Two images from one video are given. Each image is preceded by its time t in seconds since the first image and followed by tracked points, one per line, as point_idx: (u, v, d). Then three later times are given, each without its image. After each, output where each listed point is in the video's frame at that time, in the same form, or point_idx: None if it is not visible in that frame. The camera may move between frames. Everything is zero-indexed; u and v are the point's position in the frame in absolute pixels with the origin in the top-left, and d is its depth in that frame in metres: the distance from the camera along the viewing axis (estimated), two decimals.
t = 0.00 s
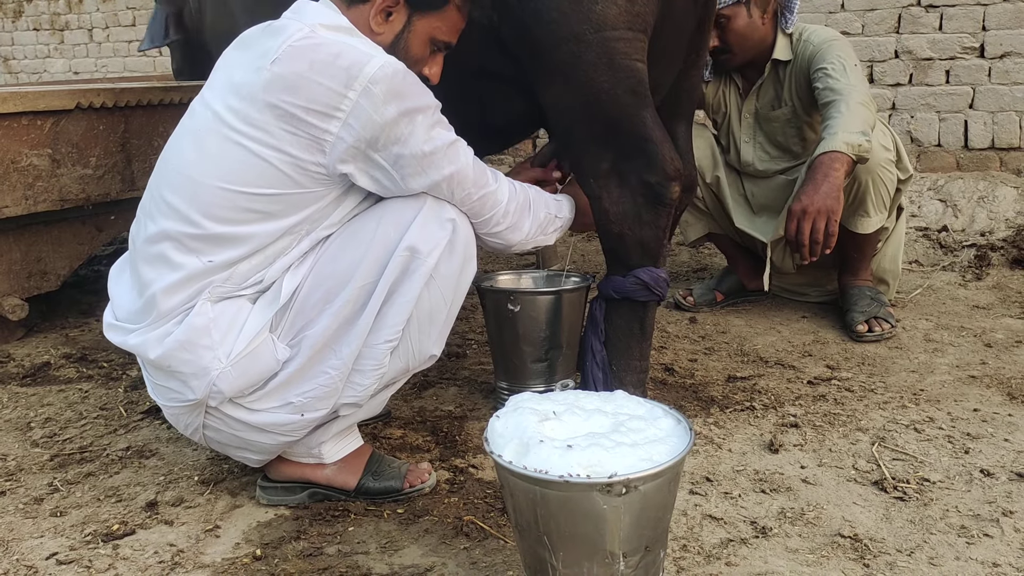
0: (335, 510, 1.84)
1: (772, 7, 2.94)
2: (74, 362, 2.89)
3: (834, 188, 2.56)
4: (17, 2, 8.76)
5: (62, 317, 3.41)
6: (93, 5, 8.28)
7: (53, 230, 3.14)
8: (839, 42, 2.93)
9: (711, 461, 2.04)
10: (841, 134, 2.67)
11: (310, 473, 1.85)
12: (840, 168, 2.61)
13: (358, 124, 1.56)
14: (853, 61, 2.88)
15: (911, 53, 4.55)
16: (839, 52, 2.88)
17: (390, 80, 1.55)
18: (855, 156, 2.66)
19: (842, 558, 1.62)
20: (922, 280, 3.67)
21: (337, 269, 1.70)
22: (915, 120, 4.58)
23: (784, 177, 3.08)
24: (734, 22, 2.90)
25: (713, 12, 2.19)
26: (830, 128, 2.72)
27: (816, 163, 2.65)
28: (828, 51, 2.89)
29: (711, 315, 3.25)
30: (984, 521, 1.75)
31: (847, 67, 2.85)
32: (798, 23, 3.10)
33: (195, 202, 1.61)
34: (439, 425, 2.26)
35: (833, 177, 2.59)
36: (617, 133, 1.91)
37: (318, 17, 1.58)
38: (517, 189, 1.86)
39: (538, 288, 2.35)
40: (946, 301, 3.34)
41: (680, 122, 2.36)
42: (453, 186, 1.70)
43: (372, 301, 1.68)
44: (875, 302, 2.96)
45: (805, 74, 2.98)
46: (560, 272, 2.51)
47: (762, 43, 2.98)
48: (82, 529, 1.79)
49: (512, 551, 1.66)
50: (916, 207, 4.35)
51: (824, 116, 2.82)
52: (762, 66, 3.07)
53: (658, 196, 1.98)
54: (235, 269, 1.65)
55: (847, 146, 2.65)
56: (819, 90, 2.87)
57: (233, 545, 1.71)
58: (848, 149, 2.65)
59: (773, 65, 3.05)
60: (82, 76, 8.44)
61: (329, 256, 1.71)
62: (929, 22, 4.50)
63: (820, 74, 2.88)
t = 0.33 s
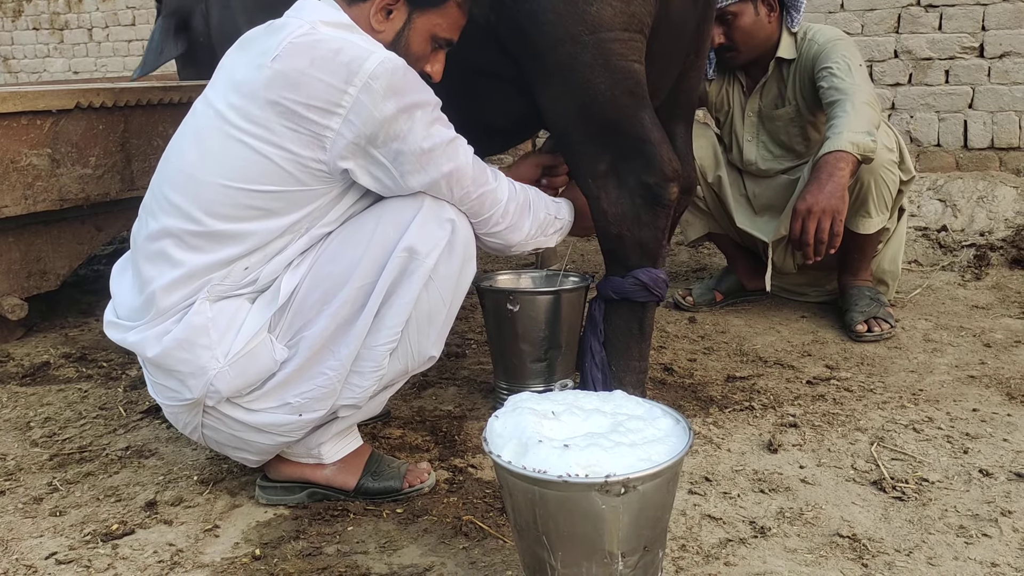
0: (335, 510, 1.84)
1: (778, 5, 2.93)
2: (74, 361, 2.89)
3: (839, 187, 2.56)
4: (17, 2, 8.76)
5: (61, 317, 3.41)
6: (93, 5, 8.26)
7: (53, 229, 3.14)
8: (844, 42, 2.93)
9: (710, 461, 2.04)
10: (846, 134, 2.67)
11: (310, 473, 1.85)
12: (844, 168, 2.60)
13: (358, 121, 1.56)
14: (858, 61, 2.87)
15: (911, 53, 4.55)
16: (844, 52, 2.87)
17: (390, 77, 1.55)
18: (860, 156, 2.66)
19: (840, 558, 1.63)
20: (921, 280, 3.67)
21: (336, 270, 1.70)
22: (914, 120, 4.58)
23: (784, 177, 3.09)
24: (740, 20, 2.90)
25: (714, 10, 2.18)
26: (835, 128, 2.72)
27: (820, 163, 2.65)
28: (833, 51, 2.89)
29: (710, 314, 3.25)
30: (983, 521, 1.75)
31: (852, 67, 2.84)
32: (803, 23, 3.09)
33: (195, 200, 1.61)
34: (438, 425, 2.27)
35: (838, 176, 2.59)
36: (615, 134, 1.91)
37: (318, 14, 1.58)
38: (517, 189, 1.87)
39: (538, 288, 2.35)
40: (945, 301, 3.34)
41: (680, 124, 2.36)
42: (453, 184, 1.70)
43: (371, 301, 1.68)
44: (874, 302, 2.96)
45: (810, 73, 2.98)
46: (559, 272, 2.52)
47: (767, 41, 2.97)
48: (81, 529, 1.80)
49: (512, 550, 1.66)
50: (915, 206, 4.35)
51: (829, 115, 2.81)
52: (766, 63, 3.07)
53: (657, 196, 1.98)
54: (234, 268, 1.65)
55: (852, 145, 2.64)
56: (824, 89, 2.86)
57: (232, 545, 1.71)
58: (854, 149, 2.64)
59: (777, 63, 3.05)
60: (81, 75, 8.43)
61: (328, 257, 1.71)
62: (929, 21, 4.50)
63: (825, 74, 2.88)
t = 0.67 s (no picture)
0: (334, 512, 1.84)
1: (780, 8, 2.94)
2: (74, 363, 2.89)
3: (840, 189, 2.56)
4: (18, 3, 8.78)
5: (61, 319, 3.41)
6: (93, 6, 8.27)
7: (53, 231, 3.14)
8: (845, 44, 2.92)
9: (710, 463, 2.04)
10: (848, 135, 2.67)
11: (310, 475, 1.85)
12: (846, 170, 2.61)
13: (357, 131, 1.56)
14: (858, 62, 2.88)
15: (910, 56, 4.56)
16: (844, 55, 2.87)
17: (391, 88, 1.55)
18: (861, 158, 2.66)
19: (840, 561, 1.63)
20: (921, 282, 3.68)
21: (338, 271, 1.70)
22: (914, 122, 4.59)
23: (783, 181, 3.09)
24: (741, 22, 2.90)
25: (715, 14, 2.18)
26: (837, 131, 2.72)
27: (822, 164, 2.65)
28: (834, 53, 2.89)
29: (710, 317, 3.26)
30: (982, 524, 1.75)
31: (853, 70, 2.84)
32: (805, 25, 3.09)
33: (196, 204, 1.61)
34: (438, 427, 2.27)
35: (839, 178, 2.59)
36: (615, 138, 1.91)
37: (319, 20, 1.58)
38: (518, 194, 1.85)
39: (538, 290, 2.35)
40: (945, 304, 3.34)
41: (682, 127, 2.36)
42: (453, 195, 1.71)
43: (374, 302, 1.69)
44: (874, 305, 2.97)
45: (809, 76, 2.98)
46: (559, 274, 2.52)
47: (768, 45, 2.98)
48: (81, 531, 1.80)
49: (511, 553, 1.66)
50: (915, 209, 4.36)
51: (830, 117, 2.81)
52: (767, 65, 3.07)
53: (657, 200, 1.98)
54: (236, 271, 1.65)
55: (854, 147, 2.64)
56: (825, 91, 2.87)
57: (232, 547, 1.71)
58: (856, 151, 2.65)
59: (778, 64, 3.05)
60: (82, 77, 8.45)
61: (330, 258, 1.72)
62: (928, 24, 4.51)
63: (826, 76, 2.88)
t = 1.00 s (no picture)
0: (332, 526, 1.84)
1: (778, 24, 2.94)
2: (74, 376, 2.90)
3: (834, 206, 2.57)
4: (20, 17, 8.84)
5: (61, 331, 3.42)
6: (95, 20, 8.30)
7: (54, 244, 3.15)
8: (840, 60, 2.94)
9: (709, 477, 2.04)
10: (842, 152, 2.69)
11: (308, 489, 1.85)
12: (840, 186, 2.62)
13: (359, 141, 1.58)
14: (853, 79, 2.89)
15: (908, 71, 4.59)
16: (840, 71, 2.89)
17: (393, 98, 1.56)
18: (855, 174, 2.68)
19: None
20: (919, 297, 3.68)
21: (337, 288, 1.71)
22: (911, 136, 4.62)
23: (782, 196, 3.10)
24: (740, 37, 2.91)
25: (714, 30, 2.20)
26: (830, 148, 2.74)
27: (816, 180, 2.66)
28: (830, 69, 2.91)
29: (709, 330, 3.26)
30: (980, 540, 1.75)
31: (848, 86, 2.85)
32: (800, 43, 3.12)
33: (197, 219, 1.63)
34: (437, 441, 2.27)
35: (834, 194, 2.60)
36: (615, 153, 1.92)
37: (321, 34, 1.60)
38: (518, 209, 1.88)
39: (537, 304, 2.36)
40: (944, 318, 3.35)
41: (681, 144, 2.37)
42: (455, 207, 1.72)
43: (373, 319, 1.69)
44: (872, 319, 2.98)
45: (806, 92, 3.00)
46: (558, 288, 2.53)
47: (767, 61, 3.01)
48: (80, 544, 1.80)
49: (509, 568, 1.66)
50: (913, 223, 4.37)
51: (825, 134, 2.83)
52: (764, 81, 3.09)
53: (656, 215, 1.99)
54: (235, 286, 1.66)
55: (847, 163, 2.66)
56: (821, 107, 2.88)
57: (230, 561, 1.71)
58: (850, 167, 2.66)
59: (775, 80, 3.07)
60: (83, 90, 8.49)
61: (330, 275, 1.72)
62: (926, 39, 4.54)
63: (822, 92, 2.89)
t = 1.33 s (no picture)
0: (331, 546, 1.83)
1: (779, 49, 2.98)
2: (73, 395, 2.89)
3: (832, 225, 2.58)
4: (24, 37, 8.91)
5: (60, 350, 3.41)
6: (98, 40, 8.35)
7: (54, 263, 3.16)
8: (840, 83, 2.96)
9: (709, 498, 2.04)
10: (840, 172, 2.69)
11: (306, 510, 1.84)
12: (837, 207, 2.63)
13: (364, 161, 1.59)
14: (853, 102, 2.90)
15: (907, 92, 4.62)
16: (839, 93, 2.90)
17: (398, 118, 1.58)
18: (853, 195, 2.68)
19: None
20: (919, 317, 3.68)
21: (337, 308, 1.71)
22: (910, 157, 4.64)
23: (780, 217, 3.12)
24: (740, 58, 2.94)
25: (714, 54, 2.21)
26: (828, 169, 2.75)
27: (813, 202, 2.67)
28: (830, 90, 2.92)
29: (709, 350, 3.26)
30: (982, 561, 1.74)
31: (847, 107, 2.87)
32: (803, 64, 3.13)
33: (200, 237, 1.63)
34: (436, 461, 2.26)
35: (831, 214, 2.61)
36: (615, 174, 1.93)
37: (327, 54, 1.62)
38: (520, 232, 1.90)
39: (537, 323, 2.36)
40: (944, 339, 3.35)
41: (681, 166, 2.39)
42: (457, 227, 1.73)
43: (373, 340, 1.69)
44: (872, 339, 2.99)
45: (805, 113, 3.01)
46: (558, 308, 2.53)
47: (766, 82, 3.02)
48: (77, 565, 1.79)
49: None
50: (912, 244, 4.38)
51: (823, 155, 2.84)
52: (762, 101, 3.10)
53: (655, 236, 2.00)
54: (236, 305, 1.66)
55: (845, 184, 2.66)
56: (820, 128, 2.90)
57: None
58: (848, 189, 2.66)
59: (774, 102, 3.09)
60: (85, 109, 8.53)
61: (331, 295, 1.73)
62: (924, 61, 4.58)
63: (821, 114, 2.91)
